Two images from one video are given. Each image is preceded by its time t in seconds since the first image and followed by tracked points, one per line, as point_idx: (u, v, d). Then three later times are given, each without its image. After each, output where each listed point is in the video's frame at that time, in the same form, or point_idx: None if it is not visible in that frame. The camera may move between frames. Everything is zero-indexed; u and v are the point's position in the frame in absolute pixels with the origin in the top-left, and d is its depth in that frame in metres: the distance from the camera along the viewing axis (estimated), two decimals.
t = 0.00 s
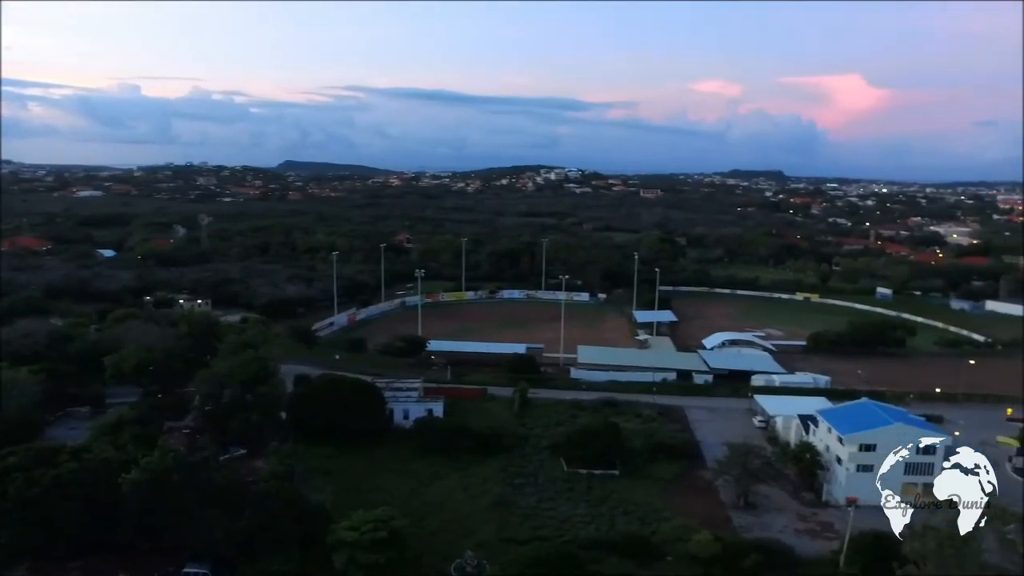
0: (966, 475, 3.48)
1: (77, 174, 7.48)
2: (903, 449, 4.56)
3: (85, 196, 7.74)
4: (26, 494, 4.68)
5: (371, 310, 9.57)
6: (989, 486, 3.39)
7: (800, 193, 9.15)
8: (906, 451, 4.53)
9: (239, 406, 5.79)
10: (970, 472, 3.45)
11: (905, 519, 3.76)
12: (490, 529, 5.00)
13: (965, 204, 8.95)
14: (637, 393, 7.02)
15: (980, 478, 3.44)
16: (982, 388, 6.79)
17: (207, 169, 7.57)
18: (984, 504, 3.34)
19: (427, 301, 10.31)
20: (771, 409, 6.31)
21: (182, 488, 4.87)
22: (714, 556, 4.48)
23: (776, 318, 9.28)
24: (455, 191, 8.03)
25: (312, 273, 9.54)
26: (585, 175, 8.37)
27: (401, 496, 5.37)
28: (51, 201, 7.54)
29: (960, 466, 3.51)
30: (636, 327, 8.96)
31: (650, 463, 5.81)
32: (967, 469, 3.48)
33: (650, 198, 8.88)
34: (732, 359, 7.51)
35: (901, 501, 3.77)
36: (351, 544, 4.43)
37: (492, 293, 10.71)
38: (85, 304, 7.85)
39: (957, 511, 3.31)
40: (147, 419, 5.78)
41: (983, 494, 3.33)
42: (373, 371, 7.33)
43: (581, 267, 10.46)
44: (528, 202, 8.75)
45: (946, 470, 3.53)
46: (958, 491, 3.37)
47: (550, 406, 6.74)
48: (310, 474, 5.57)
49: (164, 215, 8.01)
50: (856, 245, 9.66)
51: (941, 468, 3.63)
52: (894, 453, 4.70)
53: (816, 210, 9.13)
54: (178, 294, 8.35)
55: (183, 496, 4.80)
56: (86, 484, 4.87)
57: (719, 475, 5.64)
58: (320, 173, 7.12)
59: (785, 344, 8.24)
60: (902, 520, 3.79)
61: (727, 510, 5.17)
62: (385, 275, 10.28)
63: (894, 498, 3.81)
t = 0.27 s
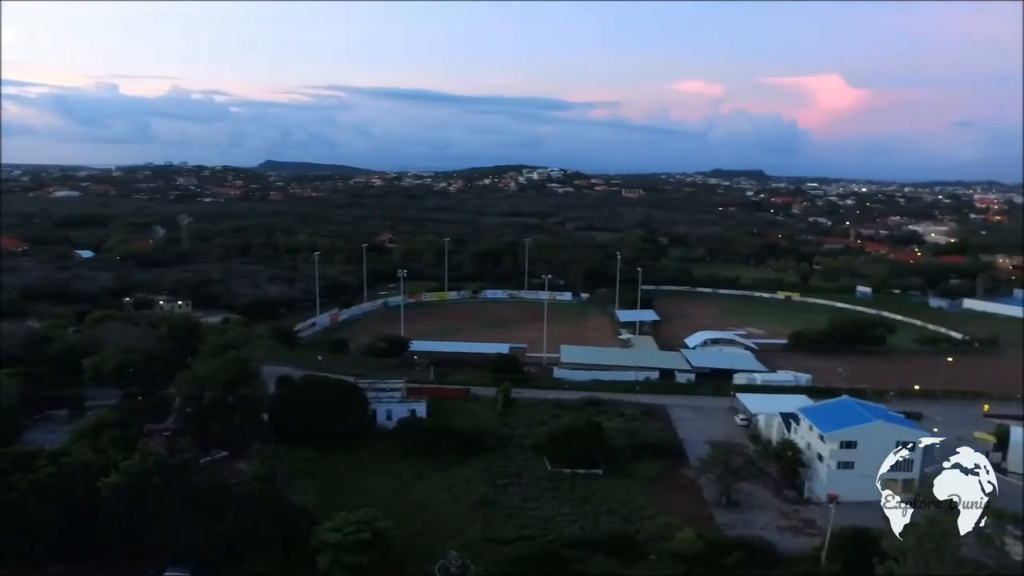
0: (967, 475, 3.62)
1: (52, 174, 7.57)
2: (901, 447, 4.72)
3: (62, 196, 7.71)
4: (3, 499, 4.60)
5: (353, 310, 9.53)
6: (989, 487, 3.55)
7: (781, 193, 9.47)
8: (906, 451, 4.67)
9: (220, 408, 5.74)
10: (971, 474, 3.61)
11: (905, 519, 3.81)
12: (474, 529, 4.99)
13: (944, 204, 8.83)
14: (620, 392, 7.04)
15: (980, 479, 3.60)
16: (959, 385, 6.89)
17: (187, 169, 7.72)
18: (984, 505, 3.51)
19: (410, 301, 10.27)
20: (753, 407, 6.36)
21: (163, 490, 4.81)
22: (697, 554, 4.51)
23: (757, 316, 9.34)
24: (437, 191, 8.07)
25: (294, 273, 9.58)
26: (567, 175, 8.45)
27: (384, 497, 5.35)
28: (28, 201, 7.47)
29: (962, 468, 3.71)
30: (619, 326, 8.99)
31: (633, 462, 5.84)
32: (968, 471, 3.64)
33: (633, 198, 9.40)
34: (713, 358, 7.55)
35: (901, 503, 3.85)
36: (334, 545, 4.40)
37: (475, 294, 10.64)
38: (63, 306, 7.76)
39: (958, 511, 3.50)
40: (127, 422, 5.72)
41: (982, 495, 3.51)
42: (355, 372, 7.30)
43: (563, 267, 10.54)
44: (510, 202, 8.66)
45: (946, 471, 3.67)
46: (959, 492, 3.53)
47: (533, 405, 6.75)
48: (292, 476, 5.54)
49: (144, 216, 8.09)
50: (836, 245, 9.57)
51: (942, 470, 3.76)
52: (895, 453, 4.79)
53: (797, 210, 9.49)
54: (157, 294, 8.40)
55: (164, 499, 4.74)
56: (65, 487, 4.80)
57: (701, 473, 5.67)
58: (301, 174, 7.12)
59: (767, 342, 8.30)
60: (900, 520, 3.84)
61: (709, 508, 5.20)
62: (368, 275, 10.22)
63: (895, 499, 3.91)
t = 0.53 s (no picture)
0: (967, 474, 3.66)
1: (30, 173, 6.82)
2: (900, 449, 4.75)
3: (39, 196, 7.02)
4: None
5: (334, 310, 9.42)
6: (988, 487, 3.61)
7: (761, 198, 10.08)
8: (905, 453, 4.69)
9: (202, 409, 5.70)
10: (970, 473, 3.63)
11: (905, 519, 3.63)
12: (457, 529, 4.98)
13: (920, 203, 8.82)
14: (603, 392, 7.06)
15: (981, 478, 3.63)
16: (937, 383, 6.99)
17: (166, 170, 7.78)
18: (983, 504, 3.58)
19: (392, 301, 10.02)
20: (735, 405, 6.41)
21: (144, 494, 4.75)
22: (681, 552, 4.53)
23: (740, 315, 9.41)
24: (419, 190, 8.06)
25: (276, 273, 9.56)
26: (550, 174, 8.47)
27: (368, 498, 5.33)
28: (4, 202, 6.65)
29: (962, 468, 3.71)
30: (602, 326, 9.01)
31: (617, 460, 5.85)
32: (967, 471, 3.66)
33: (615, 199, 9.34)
34: (695, 356, 7.60)
35: (900, 503, 3.68)
36: (317, 547, 4.37)
37: (457, 293, 10.40)
38: (41, 308, 7.65)
39: (958, 511, 3.54)
40: (106, 425, 5.66)
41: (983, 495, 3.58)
42: (338, 372, 7.27)
43: (546, 266, 10.55)
44: (492, 201, 8.78)
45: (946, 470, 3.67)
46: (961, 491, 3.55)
47: (516, 405, 6.75)
48: (275, 477, 5.50)
49: (123, 216, 7.95)
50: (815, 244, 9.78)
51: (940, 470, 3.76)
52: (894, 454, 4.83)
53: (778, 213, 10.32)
54: (137, 296, 8.29)
55: (145, 502, 4.68)
56: (43, 491, 4.73)
57: (685, 471, 5.69)
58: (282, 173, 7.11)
59: (748, 341, 8.35)
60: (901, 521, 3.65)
61: (693, 505, 5.23)
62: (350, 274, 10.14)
63: (896, 499, 3.72)
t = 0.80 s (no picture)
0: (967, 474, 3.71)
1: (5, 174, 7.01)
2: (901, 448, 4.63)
3: (14, 196, 7.31)
4: None
5: (316, 311, 9.39)
6: (989, 487, 3.67)
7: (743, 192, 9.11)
8: (907, 452, 4.57)
9: (182, 411, 5.64)
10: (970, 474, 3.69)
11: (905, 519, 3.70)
12: (440, 529, 4.97)
13: (899, 202, 8.93)
14: (586, 391, 7.07)
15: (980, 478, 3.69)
16: (916, 379, 7.06)
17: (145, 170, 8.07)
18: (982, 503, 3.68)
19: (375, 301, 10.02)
20: (717, 403, 6.44)
21: (123, 497, 4.69)
22: (664, 549, 4.54)
23: (722, 313, 9.46)
24: (401, 190, 8.03)
25: (256, 273, 9.51)
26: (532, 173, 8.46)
27: (350, 499, 5.30)
28: None
29: (962, 468, 3.75)
30: (584, 325, 9.02)
31: (600, 459, 5.87)
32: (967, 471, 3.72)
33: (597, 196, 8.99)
34: (677, 355, 7.63)
35: (900, 503, 3.74)
36: (300, 548, 4.34)
37: (440, 293, 10.51)
38: (17, 310, 7.55)
39: (958, 511, 3.62)
40: (84, 428, 5.59)
41: (982, 494, 3.66)
42: (320, 373, 7.23)
43: (529, 266, 10.53)
44: (475, 201, 8.78)
45: (946, 470, 3.74)
46: (959, 492, 3.63)
47: (498, 405, 6.74)
48: (257, 479, 5.46)
49: (101, 216, 8.16)
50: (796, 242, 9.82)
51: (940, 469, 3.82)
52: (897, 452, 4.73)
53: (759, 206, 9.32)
54: (114, 297, 8.09)
55: (124, 505, 4.62)
56: (19, 496, 4.65)
57: (667, 469, 5.71)
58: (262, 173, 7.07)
59: (730, 339, 8.40)
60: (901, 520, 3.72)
61: (675, 503, 5.25)
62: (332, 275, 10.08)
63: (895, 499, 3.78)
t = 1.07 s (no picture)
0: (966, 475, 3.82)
1: None
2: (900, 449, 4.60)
3: None
4: None
5: (297, 310, 9.30)
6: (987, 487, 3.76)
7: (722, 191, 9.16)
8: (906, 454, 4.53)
9: (161, 414, 5.59)
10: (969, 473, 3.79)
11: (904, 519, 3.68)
12: (423, 530, 4.95)
13: (875, 201, 9.41)
14: (567, 390, 7.10)
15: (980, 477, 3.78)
16: (893, 376, 7.15)
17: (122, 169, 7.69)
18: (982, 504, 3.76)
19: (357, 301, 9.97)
20: (698, 401, 6.48)
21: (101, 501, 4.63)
22: (646, 547, 4.56)
23: (703, 312, 9.53)
24: (382, 189, 8.01)
25: (235, 274, 9.44)
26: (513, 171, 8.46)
27: (332, 500, 5.27)
28: None
29: (963, 468, 3.94)
30: (566, 324, 9.04)
31: (582, 458, 5.88)
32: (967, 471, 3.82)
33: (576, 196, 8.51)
34: (658, 353, 7.67)
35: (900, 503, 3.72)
36: (281, 551, 4.31)
37: (422, 292, 10.40)
38: None
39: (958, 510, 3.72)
40: (60, 431, 5.52)
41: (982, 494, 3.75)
42: (301, 374, 7.20)
43: (510, 265, 10.54)
44: (456, 200, 8.77)
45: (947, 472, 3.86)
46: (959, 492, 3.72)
47: (479, 405, 6.73)
48: (237, 482, 5.41)
49: (77, 217, 8.21)
50: (775, 240, 10.19)
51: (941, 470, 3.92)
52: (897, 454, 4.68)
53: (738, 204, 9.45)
54: (92, 299, 7.85)
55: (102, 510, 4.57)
56: None
57: (649, 467, 5.74)
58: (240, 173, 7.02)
59: (710, 337, 8.46)
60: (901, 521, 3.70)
61: (657, 501, 5.28)
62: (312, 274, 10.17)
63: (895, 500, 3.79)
